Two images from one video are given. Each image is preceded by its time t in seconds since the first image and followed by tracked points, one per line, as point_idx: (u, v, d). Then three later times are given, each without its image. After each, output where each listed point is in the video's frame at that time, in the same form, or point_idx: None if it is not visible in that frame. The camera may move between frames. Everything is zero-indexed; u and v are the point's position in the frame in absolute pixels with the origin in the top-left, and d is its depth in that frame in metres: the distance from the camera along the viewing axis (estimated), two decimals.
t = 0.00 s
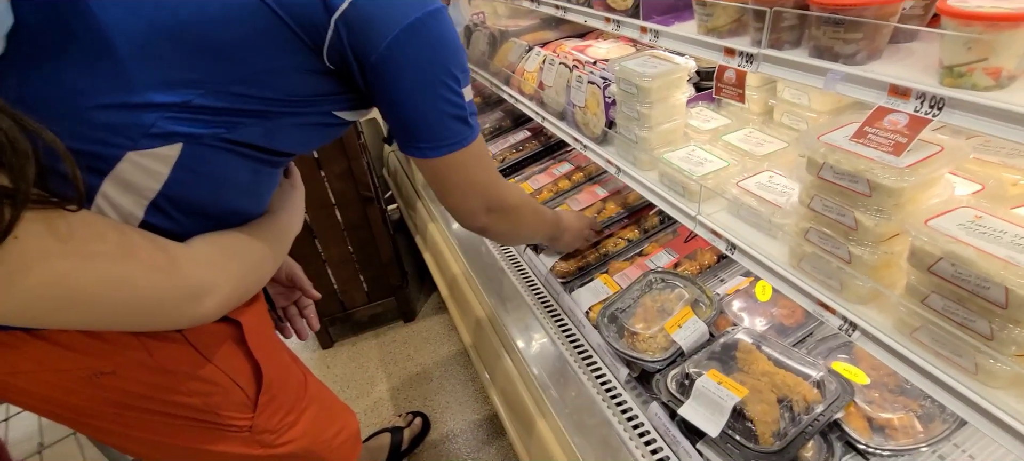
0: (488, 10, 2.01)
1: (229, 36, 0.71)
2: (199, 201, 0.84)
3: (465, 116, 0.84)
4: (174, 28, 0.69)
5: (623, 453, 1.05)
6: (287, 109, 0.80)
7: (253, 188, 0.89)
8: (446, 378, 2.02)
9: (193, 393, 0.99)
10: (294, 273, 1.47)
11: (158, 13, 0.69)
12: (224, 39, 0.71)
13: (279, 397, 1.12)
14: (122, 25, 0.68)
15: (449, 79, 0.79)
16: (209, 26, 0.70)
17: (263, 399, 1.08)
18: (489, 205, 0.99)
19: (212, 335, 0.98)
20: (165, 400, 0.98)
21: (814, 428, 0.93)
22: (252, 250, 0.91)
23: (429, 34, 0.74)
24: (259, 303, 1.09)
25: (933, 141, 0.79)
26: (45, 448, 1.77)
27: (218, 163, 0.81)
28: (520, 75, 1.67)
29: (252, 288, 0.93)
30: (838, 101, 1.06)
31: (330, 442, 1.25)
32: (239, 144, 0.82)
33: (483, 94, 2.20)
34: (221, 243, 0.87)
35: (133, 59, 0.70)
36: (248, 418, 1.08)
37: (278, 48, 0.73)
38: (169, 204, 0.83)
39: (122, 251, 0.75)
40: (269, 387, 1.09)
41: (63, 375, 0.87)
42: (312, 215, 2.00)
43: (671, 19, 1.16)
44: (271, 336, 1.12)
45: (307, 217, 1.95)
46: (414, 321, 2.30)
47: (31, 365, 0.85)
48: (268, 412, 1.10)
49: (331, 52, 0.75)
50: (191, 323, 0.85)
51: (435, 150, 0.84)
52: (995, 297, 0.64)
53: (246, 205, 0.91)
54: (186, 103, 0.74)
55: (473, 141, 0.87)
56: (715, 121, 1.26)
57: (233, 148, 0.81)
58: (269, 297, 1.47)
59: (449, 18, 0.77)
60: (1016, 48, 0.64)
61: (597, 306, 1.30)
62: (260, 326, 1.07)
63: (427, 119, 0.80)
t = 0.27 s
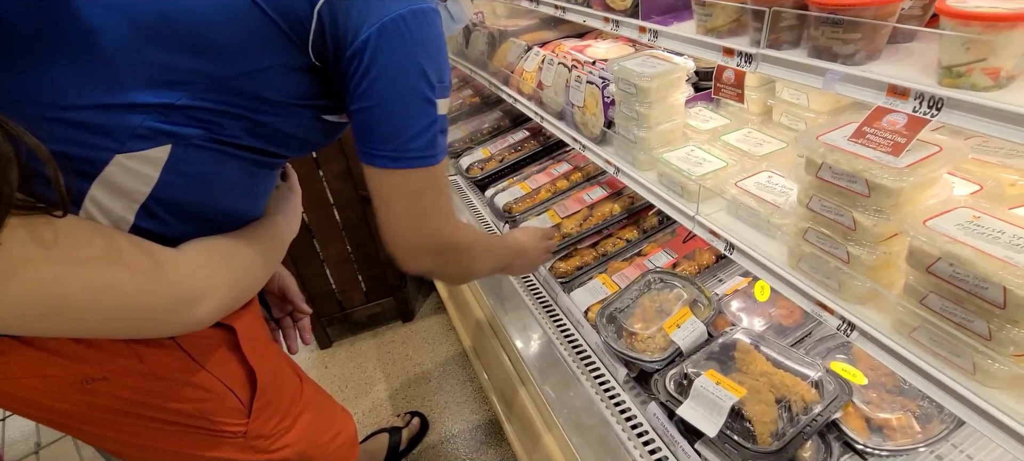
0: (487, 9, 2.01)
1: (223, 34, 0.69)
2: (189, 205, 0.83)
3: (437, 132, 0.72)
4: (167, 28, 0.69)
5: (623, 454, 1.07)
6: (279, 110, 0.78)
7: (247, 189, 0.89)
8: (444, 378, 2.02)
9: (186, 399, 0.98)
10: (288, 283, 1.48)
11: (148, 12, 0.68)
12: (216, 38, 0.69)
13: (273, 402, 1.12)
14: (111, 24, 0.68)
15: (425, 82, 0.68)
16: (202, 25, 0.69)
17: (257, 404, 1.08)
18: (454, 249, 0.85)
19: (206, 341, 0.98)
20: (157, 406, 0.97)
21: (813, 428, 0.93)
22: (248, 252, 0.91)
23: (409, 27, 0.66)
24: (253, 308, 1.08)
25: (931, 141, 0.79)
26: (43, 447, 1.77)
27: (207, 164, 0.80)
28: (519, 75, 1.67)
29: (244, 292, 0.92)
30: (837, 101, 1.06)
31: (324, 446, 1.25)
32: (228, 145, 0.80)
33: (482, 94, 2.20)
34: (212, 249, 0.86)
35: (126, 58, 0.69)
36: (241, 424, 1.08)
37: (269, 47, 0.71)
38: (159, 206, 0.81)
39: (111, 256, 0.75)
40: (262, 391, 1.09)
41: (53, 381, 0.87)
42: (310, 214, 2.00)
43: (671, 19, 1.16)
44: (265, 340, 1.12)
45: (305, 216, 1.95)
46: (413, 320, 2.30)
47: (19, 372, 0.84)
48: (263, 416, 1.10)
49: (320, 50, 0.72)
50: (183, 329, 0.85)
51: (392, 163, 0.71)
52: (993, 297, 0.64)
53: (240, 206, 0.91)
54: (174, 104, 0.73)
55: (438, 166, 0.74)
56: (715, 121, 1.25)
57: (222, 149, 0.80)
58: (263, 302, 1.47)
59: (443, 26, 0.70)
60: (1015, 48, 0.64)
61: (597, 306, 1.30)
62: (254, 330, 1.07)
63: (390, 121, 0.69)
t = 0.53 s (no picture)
0: (486, 9, 2.01)
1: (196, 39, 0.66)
2: (171, 212, 0.83)
3: (389, 141, 0.67)
4: (138, 30, 0.65)
5: (619, 453, 1.05)
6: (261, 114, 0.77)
7: (238, 197, 0.90)
8: (443, 378, 2.02)
9: (174, 411, 0.99)
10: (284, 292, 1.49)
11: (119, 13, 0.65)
12: (188, 43, 0.66)
13: (263, 412, 1.11)
14: (83, 27, 0.65)
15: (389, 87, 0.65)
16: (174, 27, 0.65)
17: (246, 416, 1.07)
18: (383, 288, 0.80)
19: (192, 353, 0.98)
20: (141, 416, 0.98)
21: (812, 429, 0.93)
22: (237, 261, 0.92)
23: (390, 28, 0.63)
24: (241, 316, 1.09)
25: (931, 141, 0.79)
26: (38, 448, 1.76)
27: (189, 173, 0.79)
28: (518, 74, 1.67)
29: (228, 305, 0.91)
30: (836, 101, 1.06)
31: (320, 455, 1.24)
32: (209, 152, 0.79)
33: (481, 94, 2.19)
34: (195, 263, 0.86)
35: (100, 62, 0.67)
36: (230, 436, 1.07)
37: (243, 48, 0.68)
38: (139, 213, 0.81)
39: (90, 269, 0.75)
40: (251, 402, 1.08)
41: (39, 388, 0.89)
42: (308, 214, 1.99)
43: (670, 20, 1.16)
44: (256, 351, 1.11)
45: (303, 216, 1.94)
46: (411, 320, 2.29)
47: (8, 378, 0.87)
48: (252, 427, 1.09)
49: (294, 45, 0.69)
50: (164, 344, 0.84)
51: (329, 164, 0.65)
52: (993, 298, 0.64)
53: (230, 213, 0.92)
54: (149, 111, 0.71)
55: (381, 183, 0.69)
56: (714, 121, 1.25)
57: (202, 158, 0.79)
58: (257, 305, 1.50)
59: (422, 32, 0.68)
60: (1015, 49, 0.64)
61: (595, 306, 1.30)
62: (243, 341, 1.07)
63: (341, 119, 0.64)
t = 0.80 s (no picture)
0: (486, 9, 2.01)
1: (176, 38, 0.64)
2: (154, 217, 0.83)
3: (373, 140, 0.67)
4: (116, 29, 0.63)
5: (619, 454, 1.05)
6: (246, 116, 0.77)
7: (230, 202, 0.90)
8: (441, 377, 2.02)
9: (163, 422, 1.01)
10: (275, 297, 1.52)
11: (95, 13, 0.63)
12: (167, 43, 0.64)
13: (255, 422, 1.13)
14: (58, 30, 0.63)
15: (373, 84, 0.64)
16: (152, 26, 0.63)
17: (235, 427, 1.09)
18: (342, 306, 0.80)
19: (181, 363, 1.01)
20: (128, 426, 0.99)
21: (810, 429, 0.93)
22: (229, 269, 0.94)
23: (373, 22, 0.62)
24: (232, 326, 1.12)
25: (929, 142, 0.79)
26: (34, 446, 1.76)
27: (172, 178, 0.79)
28: (517, 74, 1.67)
29: (210, 313, 0.93)
30: (835, 102, 1.07)
31: None
32: (193, 156, 0.78)
33: (480, 93, 2.19)
34: (176, 272, 0.87)
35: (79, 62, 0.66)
36: (219, 446, 1.08)
37: (225, 47, 0.66)
38: (120, 217, 0.80)
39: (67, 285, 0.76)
40: (241, 412, 1.10)
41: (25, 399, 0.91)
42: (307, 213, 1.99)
43: (670, 19, 1.16)
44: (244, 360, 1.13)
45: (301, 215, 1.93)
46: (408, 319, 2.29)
47: None
48: (243, 436, 1.10)
49: (278, 36, 0.68)
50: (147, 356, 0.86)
51: (306, 160, 0.65)
52: (992, 299, 0.64)
53: (222, 218, 0.92)
54: (129, 114, 0.70)
55: (364, 187, 0.69)
56: (713, 121, 1.25)
57: (184, 161, 0.78)
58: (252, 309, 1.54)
59: (416, 29, 0.67)
60: (1014, 49, 0.64)
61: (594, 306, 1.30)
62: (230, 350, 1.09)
63: (321, 113, 0.63)
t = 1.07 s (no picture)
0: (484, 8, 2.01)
1: (155, 43, 0.64)
2: (131, 226, 0.83)
3: (352, 147, 0.66)
4: (93, 32, 0.62)
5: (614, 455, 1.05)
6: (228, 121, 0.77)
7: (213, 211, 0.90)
8: (438, 378, 2.02)
9: (140, 434, 1.06)
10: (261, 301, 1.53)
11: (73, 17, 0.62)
12: (147, 47, 0.64)
13: (235, 437, 1.17)
14: (33, 30, 0.62)
15: (352, 90, 0.63)
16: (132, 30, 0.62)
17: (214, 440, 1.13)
18: (317, 318, 0.80)
19: (161, 375, 1.06)
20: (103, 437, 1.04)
21: (804, 430, 0.93)
22: (212, 280, 0.96)
23: (353, 25, 0.61)
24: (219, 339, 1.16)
25: (924, 144, 0.79)
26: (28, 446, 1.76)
27: (149, 186, 0.79)
28: (515, 74, 1.67)
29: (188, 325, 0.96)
30: (831, 104, 1.07)
31: None
32: (170, 164, 0.79)
33: (478, 93, 2.19)
34: (148, 287, 0.87)
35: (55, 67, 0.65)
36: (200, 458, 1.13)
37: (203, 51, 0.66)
38: (96, 227, 0.81)
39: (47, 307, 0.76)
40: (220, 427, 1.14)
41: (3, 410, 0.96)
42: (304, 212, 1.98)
43: (667, 21, 1.16)
44: (229, 373, 1.17)
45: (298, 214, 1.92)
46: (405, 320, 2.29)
47: None
48: (223, 449, 1.14)
49: (258, 39, 0.67)
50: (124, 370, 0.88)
51: (280, 166, 0.64)
52: (985, 301, 0.64)
53: (204, 227, 0.92)
54: (104, 120, 0.70)
55: (346, 199, 0.69)
56: (710, 123, 1.26)
57: (159, 168, 0.78)
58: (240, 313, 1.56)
59: (404, 34, 0.65)
60: (1009, 52, 0.64)
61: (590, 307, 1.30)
62: (212, 364, 1.14)
63: (297, 118, 0.63)
